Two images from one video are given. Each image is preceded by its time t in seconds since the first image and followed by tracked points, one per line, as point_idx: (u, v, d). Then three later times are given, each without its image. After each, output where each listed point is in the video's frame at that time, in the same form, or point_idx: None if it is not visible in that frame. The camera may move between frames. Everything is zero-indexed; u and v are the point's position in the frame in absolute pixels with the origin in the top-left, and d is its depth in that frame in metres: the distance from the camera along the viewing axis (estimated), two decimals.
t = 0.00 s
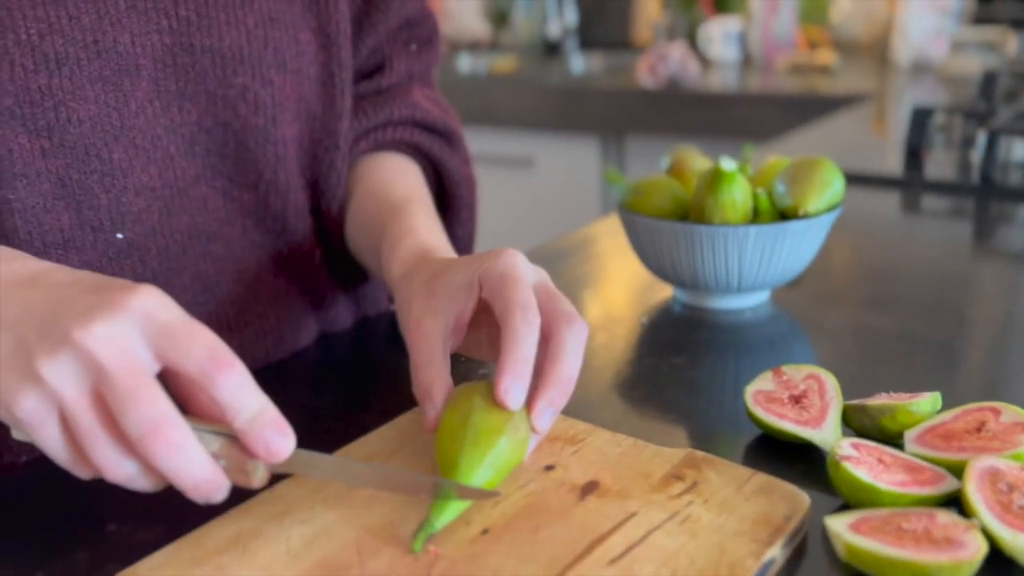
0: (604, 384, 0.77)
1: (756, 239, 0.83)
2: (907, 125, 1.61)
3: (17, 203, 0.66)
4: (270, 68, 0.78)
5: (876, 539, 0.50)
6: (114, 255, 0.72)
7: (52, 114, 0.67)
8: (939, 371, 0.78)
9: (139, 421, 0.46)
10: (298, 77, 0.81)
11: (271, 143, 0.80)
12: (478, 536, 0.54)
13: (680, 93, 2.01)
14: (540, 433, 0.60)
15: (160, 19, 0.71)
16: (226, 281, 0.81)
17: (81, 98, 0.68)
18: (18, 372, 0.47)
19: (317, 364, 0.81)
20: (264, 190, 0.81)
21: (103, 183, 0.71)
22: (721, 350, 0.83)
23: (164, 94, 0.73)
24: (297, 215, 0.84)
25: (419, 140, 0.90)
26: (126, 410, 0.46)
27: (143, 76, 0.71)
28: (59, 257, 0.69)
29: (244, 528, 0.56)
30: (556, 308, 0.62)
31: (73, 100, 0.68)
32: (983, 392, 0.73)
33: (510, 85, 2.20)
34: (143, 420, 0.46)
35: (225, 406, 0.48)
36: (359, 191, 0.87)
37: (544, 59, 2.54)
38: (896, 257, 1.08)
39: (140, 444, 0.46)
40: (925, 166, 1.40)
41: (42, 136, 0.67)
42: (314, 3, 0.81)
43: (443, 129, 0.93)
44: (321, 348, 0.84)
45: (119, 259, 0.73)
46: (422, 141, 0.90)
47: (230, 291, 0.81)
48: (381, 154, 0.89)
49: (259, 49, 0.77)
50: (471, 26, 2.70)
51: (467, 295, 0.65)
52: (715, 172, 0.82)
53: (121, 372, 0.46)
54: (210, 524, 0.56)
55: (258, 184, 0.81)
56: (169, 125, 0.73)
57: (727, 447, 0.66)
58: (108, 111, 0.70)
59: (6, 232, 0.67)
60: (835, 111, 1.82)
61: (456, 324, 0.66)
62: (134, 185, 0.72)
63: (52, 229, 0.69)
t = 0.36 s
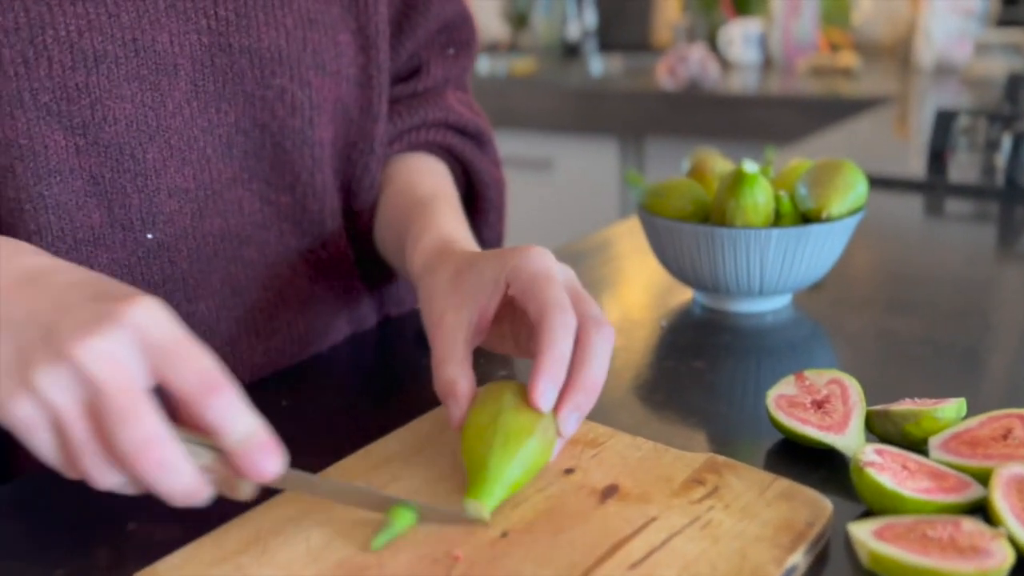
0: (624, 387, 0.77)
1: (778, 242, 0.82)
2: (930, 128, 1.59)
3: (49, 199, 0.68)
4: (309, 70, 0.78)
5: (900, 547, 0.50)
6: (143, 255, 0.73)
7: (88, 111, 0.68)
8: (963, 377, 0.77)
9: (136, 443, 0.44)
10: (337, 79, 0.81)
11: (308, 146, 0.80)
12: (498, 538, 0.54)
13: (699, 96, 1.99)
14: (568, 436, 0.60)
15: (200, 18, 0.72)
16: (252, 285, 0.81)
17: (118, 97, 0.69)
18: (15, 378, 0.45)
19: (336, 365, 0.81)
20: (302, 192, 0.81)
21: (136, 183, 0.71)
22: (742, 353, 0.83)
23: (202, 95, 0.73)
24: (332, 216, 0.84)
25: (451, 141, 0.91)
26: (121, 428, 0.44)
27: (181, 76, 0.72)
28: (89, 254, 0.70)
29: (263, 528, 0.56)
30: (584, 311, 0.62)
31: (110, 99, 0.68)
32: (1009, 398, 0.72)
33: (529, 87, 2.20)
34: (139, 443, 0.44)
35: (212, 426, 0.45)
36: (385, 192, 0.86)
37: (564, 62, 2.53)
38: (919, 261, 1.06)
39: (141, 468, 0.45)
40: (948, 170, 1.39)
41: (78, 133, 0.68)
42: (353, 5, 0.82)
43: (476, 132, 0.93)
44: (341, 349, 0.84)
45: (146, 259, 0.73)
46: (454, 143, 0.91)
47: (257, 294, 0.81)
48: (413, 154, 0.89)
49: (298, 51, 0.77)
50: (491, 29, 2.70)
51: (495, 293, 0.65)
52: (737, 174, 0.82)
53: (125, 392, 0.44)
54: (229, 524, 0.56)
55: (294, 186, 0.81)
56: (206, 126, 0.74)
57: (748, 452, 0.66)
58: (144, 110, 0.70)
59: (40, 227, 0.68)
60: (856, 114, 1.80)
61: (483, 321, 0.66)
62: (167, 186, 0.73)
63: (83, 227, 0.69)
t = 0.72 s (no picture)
0: (636, 388, 0.76)
1: (792, 242, 0.81)
2: (945, 128, 1.58)
3: (62, 188, 0.68)
4: (325, 64, 0.79)
5: (914, 551, 0.49)
6: (154, 246, 0.73)
7: (103, 103, 0.68)
8: (980, 379, 0.76)
9: None
10: (353, 73, 0.81)
11: (323, 139, 0.81)
12: (509, 539, 0.54)
13: (713, 95, 1.99)
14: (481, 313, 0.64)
15: (216, 14, 0.72)
16: (266, 284, 0.81)
17: (133, 90, 0.69)
18: None
19: (348, 365, 0.82)
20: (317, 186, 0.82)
21: (148, 174, 0.71)
22: (755, 354, 0.82)
23: (217, 89, 0.73)
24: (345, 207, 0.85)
25: (463, 117, 0.90)
26: None
27: (196, 71, 0.72)
28: (100, 244, 0.71)
29: (275, 527, 0.56)
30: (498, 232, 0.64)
31: (124, 92, 0.69)
32: None
33: (542, 86, 2.19)
34: None
35: (18, 431, 0.47)
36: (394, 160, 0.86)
37: (576, 61, 2.53)
38: (934, 262, 1.06)
39: None
40: (964, 170, 1.38)
41: (92, 124, 0.68)
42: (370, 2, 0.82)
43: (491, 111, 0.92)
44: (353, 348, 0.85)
45: (157, 250, 0.73)
46: (466, 118, 0.90)
47: (272, 294, 0.81)
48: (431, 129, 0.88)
49: (313, 46, 0.78)
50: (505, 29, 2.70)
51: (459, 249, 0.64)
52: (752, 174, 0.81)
53: None
54: (240, 524, 0.56)
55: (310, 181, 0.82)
56: (220, 120, 0.74)
57: (761, 453, 0.65)
58: (158, 103, 0.70)
59: (52, 216, 0.68)
60: (871, 114, 1.79)
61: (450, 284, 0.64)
62: (179, 178, 0.73)
63: (95, 217, 0.70)
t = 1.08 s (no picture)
0: (643, 387, 0.76)
1: (800, 242, 0.81)
2: (953, 126, 1.58)
3: (69, 184, 0.68)
4: (331, 57, 0.78)
5: (922, 551, 0.49)
6: (162, 242, 0.73)
7: (108, 98, 0.68)
8: (988, 378, 0.76)
9: None
10: (360, 65, 0.81)
11: (330, 133, 0.80)
12: (516, 538, 0.54)
13: (719, 93, 1.98)
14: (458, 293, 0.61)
15: (222, 6, 0.72)
16: (274, 280, 0.81)
17: (138, 84, 0.69)
18: None
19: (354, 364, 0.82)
20: (324, 181, 0.82)
21: (155, 170, 0.72)
22: (762, 353, 0.82)
23: (224, 83, 0.73)
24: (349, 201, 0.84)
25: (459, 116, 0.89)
26: None
27: (203, 64, 0.72)
28: (107, 240, 0.71)
29: (281, 525, 0.56)
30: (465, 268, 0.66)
31: (131, 86, 0.69)
32: None
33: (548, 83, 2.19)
34: None
35: None
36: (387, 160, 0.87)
37: (582, 59, 2.53)
38: (942, 261, 1.05)
39: None
40: (972, 168, 1.37)
41: (98, 120, 0.68)
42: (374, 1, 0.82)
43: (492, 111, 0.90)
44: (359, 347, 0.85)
45: (165, 246, 0.74)
46: (463, 117, 0.89)
47: (280, 289, 0.82)
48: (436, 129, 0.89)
49: (319, 38, 0.77)
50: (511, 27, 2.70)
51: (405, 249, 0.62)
52: (759, 172, 0.81)
53: None
54: (246, 522, 0.56)
55: (317, 177, 0.81)
56: (226, 114, 0.74)
57: (768, 453, 0.65)
58: (164, 98, 0.71)
59: (59, 212, 0.69)
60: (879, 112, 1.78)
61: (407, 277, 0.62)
62: (188, 173, 0.73)
63: (102, 213, 0.70)
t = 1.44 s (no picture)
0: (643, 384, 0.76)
1: (800, 240, 0.81)
2: (954, 124, 1.58)
3: (97, 181, 0.69)
4: (342, 55, 0.80)
5: (922, 549, 0.49)
6: (178, 238, 0.73)
7: (136, 93, 0.69)
8: (987, 375, 0.76)
9: (115, 349, 0.37)
10: (369, 63, 0.83)
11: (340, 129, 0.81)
12: (515, 536, 0.54)
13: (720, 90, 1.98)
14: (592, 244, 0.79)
15: (243, 5, 0.73)
16: (282, 278, 0.81)
17: (163, 80, 0.70)
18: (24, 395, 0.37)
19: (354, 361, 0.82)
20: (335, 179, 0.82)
21: (173, 166, 0.72)
22: (762, 351, 0.82)
23: (243, 80, 0.74)
24: (359, 202, 0.86)
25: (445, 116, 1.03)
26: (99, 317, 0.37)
27: (224, 62, 0.73)
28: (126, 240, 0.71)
29: (281, 524, 0.56)
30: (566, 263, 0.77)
31: (156, 83, 0.70)
32: None
33: (549, 82, 2.19)
34: (138, 366, 0.37)
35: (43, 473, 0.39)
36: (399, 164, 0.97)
37: (583, 57, 2.52)
38: (942, 258, 1.05)
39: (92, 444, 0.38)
40: (973, 166, 1.37)
41: (125, 116, 0.69)
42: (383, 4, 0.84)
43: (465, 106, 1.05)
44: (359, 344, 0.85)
45: (179, 241, 0.73)
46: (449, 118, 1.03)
47: (288, 287, 0.81)
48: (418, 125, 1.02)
49: (333, 37, 0.79)
50: (512, 25, 2.70)
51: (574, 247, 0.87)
52: (759, 170, 0.81)
53: (105, 318, 0.37)
54: (246, 521, 0.56)
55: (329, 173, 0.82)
56: (244, 112, 0.75)
57: (768, 451, 0.65)
58: (187, 94, 0.71)
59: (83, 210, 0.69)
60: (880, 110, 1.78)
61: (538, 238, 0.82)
62: (202, 169, 0.73)
63: (125, 210, 0.70)
